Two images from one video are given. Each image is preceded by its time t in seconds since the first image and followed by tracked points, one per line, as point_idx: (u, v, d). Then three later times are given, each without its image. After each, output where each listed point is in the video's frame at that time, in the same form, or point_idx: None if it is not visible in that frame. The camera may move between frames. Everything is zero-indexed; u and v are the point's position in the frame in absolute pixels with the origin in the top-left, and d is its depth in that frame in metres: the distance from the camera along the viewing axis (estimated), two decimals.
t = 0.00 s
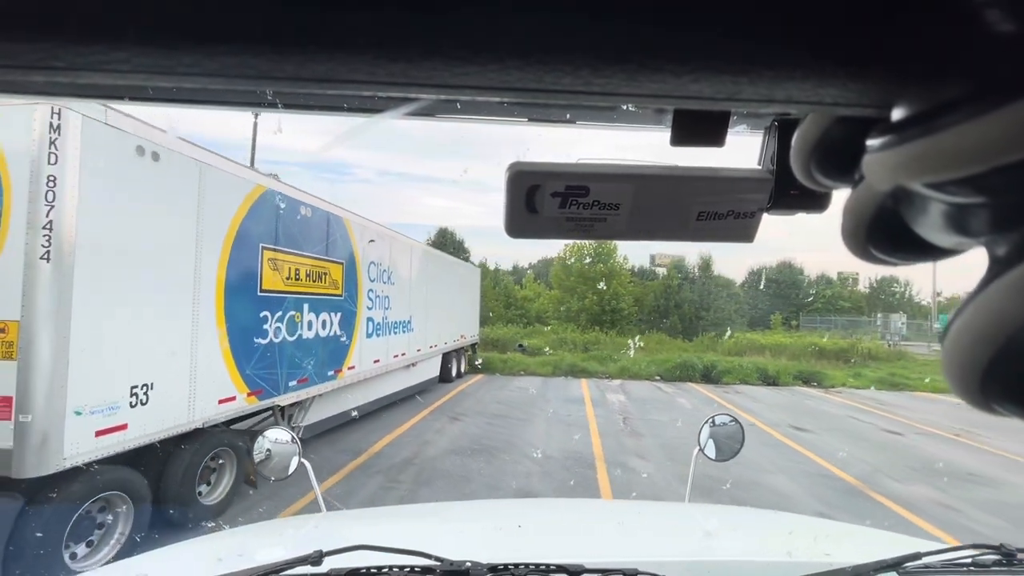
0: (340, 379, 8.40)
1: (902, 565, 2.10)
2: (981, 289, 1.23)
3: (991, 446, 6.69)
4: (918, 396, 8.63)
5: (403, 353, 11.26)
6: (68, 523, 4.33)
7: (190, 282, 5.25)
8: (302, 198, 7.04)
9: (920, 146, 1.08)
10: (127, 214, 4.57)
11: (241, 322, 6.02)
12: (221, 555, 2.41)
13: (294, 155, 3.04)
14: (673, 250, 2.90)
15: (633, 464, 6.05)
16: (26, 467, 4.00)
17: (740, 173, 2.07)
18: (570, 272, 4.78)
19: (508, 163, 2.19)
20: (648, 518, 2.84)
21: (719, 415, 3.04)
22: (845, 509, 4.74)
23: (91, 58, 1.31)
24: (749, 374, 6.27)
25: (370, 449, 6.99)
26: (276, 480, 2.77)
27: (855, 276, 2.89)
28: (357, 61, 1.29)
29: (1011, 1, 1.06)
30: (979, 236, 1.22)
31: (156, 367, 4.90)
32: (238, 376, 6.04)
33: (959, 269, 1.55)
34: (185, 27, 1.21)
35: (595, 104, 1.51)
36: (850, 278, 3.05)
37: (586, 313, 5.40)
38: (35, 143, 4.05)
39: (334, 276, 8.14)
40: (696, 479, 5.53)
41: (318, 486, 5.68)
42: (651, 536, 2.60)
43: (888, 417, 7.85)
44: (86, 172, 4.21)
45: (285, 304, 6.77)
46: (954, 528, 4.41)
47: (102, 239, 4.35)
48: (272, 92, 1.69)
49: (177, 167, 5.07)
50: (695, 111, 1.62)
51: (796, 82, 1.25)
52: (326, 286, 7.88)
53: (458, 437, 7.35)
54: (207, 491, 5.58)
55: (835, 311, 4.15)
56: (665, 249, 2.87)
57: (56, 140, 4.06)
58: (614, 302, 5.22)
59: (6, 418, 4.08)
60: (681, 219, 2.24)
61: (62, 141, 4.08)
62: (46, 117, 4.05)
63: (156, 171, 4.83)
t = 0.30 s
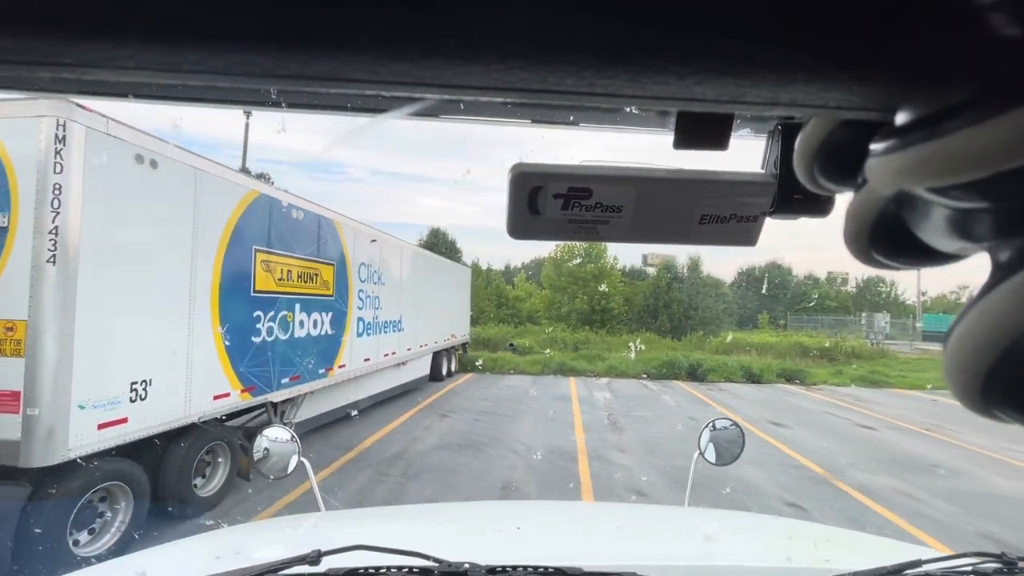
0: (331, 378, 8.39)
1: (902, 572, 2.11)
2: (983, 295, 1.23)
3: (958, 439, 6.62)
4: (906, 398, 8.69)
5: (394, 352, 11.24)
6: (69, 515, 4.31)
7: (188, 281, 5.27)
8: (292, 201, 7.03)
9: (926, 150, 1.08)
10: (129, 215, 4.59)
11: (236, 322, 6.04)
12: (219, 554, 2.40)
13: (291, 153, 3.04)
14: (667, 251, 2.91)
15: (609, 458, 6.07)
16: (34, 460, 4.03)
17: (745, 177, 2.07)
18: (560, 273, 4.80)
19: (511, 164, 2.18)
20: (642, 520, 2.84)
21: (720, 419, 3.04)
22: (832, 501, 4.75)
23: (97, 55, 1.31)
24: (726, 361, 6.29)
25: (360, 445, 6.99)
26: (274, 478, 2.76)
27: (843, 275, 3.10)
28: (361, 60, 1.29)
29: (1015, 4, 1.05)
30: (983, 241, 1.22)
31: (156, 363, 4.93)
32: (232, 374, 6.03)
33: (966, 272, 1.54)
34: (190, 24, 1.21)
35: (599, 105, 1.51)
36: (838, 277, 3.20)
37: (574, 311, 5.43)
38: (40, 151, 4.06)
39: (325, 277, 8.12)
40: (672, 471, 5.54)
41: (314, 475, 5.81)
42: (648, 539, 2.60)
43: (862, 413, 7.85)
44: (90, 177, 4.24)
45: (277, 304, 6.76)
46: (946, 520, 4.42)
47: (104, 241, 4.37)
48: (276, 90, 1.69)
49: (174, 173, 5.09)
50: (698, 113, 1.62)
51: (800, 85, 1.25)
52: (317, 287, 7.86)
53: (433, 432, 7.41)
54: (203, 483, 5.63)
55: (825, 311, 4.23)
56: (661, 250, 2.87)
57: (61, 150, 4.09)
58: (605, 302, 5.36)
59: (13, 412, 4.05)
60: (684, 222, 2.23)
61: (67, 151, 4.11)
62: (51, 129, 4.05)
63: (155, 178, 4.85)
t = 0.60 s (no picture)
0: (325, 376, 8.40)
1: (902, 570, 2.10)
2: (983, 294, 1.23)
3: (934, 435, 6.75)
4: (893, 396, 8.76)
5: (385, 351, 11.24)
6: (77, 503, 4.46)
7: (188, 281, 5.41)
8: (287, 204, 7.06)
9: (926, 149, 1.08)
10: (133, 218, 4.76)
11: (234, 321, 6.14)
12: (219, 554, 2.41)
13: (285, 152, 3.04)
14: (664, 252, 2.91)
15: (592, 452, 6.10)
16: (43, 451, 4.20)
17: (744, 176, 2.07)
18: (551, 272, 4.85)
19: (510, 164, 2.18)
20: (641, 520, 2.85)
21: (720, 418, 3.04)
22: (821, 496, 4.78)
23: (96, 57, 1.31)
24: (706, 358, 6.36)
25: (352, 441, 7.01)
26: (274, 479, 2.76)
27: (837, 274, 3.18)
28: (360, 61, 1.29)
29: (1014, 5, 1.03)
30: (981, 241, 1.22)
31: (158, 361, 5.08)
32: (230, 371, 6.13)
33: (966, 271, 1.54)
34: (192, 27, 1.21)
35: (598, 106, 1.51)
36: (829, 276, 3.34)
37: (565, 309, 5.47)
38: (49, 161, 4.24)
39: (318, 277, 8.13)
40: (659, 467, 5.57)
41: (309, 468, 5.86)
42: (648, 538, 2.60)
43: (847, 411, 7.91)
44: (96, 184, 4.41)
45: (272, 304, 6.80)
46: (938, 514, 4.45)
47: (108, 245, 4.53)
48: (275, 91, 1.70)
49: (175, 179, 5.22)
50: (697, 113, 1.62)
51: (799, 85, 1.25)
52: (311, 287, 7.88)
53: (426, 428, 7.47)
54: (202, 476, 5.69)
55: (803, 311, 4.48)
56: (656, 249, 2.87)
57: (70, 160, 4.26)
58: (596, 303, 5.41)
59: (25, 406, 4.23)
60: (683, 221, 2.23)
61: (75, 161, 4.28)
62: (60, 139, 4.24)
63: (156, 185, 5.00)
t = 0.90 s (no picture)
0: (319, 374, 8.44)
1: (903, 565, 2.10)
2: (981, 286, 1.23)
3: (907, 430, 6.83)
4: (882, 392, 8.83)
5: (378, 350, 11.23)
6: (82, 490, 4.74)
7: (188, 282, 5.70)
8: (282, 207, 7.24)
9: (921, 144, 1.09)
10: (136, 222, 5.06)
11: (230, 321, 6.37)
12: (220, 557, 2.42)
13: (277, 153, 3.05)
14: (659, 250, 2.91)
15: (580, 448, 6.13)
16: (56, 442, 4.52)
17: (741, 173, 2.08)
18: (543, 273, 4.89)
19: (507, 163, 2.19)
20: (641, 517, 2.85)
21: (720, 415, 3.04)
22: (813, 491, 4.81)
23: (92, 59, 1.30)
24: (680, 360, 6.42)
25: (346, 436, 7.05)
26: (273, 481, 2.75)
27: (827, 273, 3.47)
28: (358, 61, 1.29)
29: None
30: (979, 233, 1.23)
31: (161, 358, 5.37)
32: (229, 369, 6.41)
33: (962, 265, 1.54)
34: (189, 28, 1.21)
35: (595, 104, 1.51)
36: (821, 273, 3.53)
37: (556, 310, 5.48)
38: (60, 169, 4.55)
39: (313, 278, 8.19)
40: (649, 461, 5.59)
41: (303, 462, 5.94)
42: (650, 537, 2.60)
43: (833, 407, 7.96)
44: (104, 193, 4.74)
45: (267, 304, 6.98)
46: (930, 506, 4.49)
47: (114, 248, 4.84)
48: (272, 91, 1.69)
49: (177, 184, 5.52)
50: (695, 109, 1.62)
51: (796, 80, 1.25)
52: (305, 288, 7.95)
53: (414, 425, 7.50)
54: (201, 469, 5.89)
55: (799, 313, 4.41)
56: (651, 248, 2.87)
57: (80, 168, 4.58)
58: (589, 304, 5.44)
59: (36, 400, 4.59)
60: (680, 219, 2.23)
61: (85, 167, 4.61)
62: (71, 148, 4.54)
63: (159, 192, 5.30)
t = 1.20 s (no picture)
0: (311, 372, 8.48)
1: (903, 566, 2.10)
2: (981, 288, 1.23)
3: (878, 426, 6.91)
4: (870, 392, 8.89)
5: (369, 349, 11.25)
6: (85, 482, 4.79)
7: (186, 282, 5.77)
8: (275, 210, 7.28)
9: (920, 145, 1.09)
10: (138, 226, 5.12)
11: (225, 320, 6.43)
12: (220, 557, 2.41)
13: (271, 152, 3.06)
14: (653, 251, 2.92)
15: (569, 447, 6.15)
16: (59, 437, 4.58)
17: (741, 174, 2.08)
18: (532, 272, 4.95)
19: (507, 164, 2.19)
20: (639, 518, 2.86)
21: (720, 416, 3.04)
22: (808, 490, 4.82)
23: (93, 58, 1.30)
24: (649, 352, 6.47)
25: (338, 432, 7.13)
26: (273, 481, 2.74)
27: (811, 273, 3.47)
28: (358, 61, 1.29)
29: None
30: (980, 234, 1.23)
31: (159, 355, 5.44)
32: (223, 366, 6.43)
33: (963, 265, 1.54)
34: (189, 27, 1.21)
35: (595, 104, 1.51)
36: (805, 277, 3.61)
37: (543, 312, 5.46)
38: (64, 175, 4.61)
39: (305, 279, 8.22)
40: (639, 459, 5.60)
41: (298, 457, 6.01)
42: (650, 537, 2.60)
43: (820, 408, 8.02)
44: (106, 195, 4.78)
45: (261, 304, 7.03)
46: (926, 505, 4.51)
47: (115, 252, 4.90)
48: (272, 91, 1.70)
49: (176, 189, 5.57)
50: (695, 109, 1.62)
51: (796, 81, 1.26)
52: (297, 288, 8.00)
53: (410, 425, 7.52)
54: (197, 462, 5.92)
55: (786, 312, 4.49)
56: (650, 248, 2.87)
57: (83, 175, 4.64)
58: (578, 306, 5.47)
59: (42, 395, 4.62)
60: (681, 219, 2.23)
61: (88, 175, 4.66)
62: (75, 157, 4.59)
63: (158, 194, 5.35)
